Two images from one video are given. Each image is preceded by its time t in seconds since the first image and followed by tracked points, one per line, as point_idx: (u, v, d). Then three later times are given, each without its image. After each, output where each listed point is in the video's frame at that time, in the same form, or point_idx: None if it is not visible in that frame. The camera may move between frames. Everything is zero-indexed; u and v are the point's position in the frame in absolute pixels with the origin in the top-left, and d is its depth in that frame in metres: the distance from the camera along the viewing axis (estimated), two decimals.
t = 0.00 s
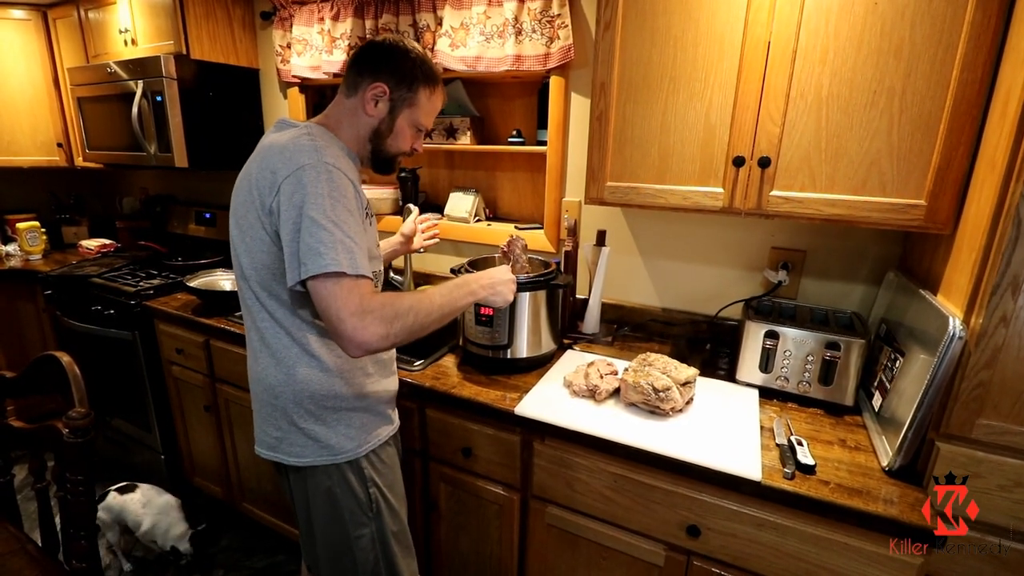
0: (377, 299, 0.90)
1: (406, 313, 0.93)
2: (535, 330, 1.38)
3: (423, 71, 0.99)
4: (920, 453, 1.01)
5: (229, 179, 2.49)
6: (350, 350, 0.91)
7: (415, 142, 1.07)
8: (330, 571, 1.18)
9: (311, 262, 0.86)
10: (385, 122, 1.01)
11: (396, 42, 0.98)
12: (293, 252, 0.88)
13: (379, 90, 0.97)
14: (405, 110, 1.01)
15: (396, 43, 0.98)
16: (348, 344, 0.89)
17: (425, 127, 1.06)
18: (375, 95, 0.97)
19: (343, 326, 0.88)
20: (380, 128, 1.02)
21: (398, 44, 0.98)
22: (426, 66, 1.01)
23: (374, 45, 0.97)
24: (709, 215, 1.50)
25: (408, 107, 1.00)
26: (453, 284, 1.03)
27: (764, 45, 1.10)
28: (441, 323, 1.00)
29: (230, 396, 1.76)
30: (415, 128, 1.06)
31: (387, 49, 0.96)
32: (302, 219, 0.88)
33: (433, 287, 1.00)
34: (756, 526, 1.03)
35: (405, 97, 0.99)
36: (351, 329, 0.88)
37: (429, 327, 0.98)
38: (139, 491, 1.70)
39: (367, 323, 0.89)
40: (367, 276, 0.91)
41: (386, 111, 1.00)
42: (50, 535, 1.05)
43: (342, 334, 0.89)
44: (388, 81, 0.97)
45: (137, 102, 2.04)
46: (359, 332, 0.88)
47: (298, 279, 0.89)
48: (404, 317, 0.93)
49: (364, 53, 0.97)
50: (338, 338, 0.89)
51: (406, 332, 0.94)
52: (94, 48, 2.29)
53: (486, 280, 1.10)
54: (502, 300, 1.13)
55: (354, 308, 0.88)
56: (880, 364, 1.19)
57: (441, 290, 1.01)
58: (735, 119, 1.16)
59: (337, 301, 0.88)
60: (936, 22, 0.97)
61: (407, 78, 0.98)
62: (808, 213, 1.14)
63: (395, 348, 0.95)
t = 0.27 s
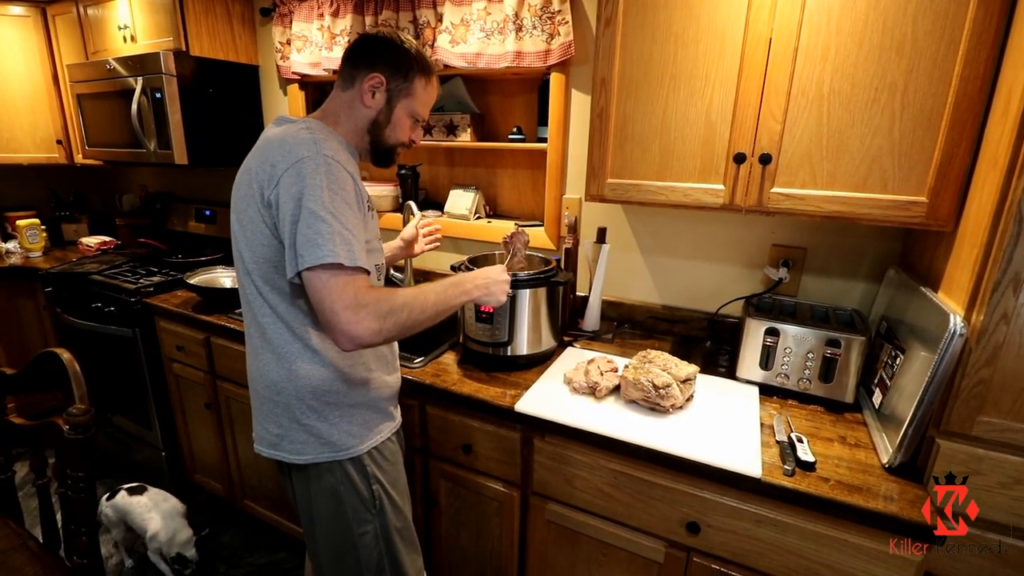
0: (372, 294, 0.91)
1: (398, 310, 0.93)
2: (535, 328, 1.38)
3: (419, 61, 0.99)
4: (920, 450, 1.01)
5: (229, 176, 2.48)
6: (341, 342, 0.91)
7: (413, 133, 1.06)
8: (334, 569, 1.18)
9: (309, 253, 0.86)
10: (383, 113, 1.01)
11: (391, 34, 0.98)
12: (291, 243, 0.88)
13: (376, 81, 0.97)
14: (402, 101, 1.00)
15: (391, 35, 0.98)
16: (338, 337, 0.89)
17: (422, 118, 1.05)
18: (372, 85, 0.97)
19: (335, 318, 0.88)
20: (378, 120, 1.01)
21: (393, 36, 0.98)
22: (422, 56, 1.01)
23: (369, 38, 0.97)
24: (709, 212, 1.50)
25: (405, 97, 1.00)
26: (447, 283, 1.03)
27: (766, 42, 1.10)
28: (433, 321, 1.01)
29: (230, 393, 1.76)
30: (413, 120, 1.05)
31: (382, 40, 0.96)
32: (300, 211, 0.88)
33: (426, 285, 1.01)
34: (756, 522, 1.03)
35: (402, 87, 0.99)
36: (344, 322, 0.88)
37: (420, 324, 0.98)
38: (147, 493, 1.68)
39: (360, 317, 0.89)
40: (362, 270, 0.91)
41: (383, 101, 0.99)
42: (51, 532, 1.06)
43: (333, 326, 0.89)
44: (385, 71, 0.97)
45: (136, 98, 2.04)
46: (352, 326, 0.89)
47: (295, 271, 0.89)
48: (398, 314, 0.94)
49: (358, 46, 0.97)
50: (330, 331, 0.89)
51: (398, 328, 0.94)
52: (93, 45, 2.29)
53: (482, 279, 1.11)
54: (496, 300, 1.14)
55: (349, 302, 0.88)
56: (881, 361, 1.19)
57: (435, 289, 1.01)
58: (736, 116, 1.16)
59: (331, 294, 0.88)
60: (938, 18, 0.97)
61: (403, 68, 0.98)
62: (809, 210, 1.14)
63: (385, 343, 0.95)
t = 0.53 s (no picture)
0: (358, 299, 0.91)
1: (381, 319, 0.93)
2: (535, 326, 1.38)
3: (412, 49, 0.98)
4: (920, 450, 1.01)
5: (230, 174, 2.48)
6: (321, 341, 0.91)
7: (412, 124, 1.05)
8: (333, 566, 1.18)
9: (300, 254, 0.86)
10: (378, 105, 1.00)
11: (382, 25, 0.98)
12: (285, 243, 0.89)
13: (368, 72, 0.96)
14: (397, 92, 0.99)
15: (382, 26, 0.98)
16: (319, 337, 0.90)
17: (419, 108, 1.04)
18: (364, 77, 0.96)
19: (318, 318, 0.88)
20: (374, 112, 1.01)
21: (385, 27, 0.97)
22: (415, 44, 0.99)
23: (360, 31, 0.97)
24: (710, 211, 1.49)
25: (399, 87, 0.99)
26: (432, 293, 1.03)
27: (767, 40, 1.10)
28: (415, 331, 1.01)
29: (230, 391, 1.76)
30: (411, 111, 1.04)
31: (372, 32, 0.96)
32: (294, 211, 0.88)
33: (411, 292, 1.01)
34: (755, 521, 1.03)
35: (395, 77, 0.98)
36: (328, 325, 0.88)
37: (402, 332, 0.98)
38: (149, 505, 1.66)
39: (343, 322, 0.89)
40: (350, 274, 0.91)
41: (377, 93, 0.99)
42: (51, 529, 1.06)
43: (316, 326, 0.89)
44: (376, 62, 0.96)
45: (136, 96, 2.04)
46: (334, 330, 0.89)
47: (285, 269, 0.89)
48: (382, 321, 0.94)
49: (350, 41, 0.97)
50: (313, 331, 0.89)
51: (379, 336, 0.94)
52: (93, 42, 2.28)
53: (467, 288, 1.12)
54: (479, 310, 1.14)
55: (334, 306, 0.89)
56: (881, 360, 1.19)
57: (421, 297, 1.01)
58: (737, 115, 1.16)
59: (318, 296, 0.88)
60: (939, 17, 0.96)
61: (395, 57, 0.97)
62: (810, 209, 1.14)
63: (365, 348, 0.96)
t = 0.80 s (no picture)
0: (347, 309, 0.91)
1: (370, 327, 0.94)
2: (535, 326, 1.38)
3: (399, 35, 0.96)
4: (920, 451, 1.01)
5: (230, 172, 2.48)
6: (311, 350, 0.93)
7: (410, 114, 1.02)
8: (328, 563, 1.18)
9: (290, 261, 0.86)
10: (371, 98, 0.99)
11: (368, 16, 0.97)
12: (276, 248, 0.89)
13: (357, 66, 0.96)
14: (389, 82, 0.98)
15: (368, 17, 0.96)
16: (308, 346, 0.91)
17: (415, 96, 1.01)
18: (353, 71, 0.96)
19: (308, 328, 0.89)
20: (368, 106, 0.99)
21: (371, 17, 0.96)
22: (403, 30, 0.97)
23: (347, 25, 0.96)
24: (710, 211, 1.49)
25: (390, 77, 0.97)
26: (421, 298, 1.04)
27: (769, 40, 1.09)
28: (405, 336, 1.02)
29: (230, 389, 1.76)
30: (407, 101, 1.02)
31: (358, 24, 0.95)
32: (286, 217, 0.88)
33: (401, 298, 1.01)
34: (755, 522, 1.03)
35: (385, 67, 0.96)
36: (316, 334, 0.89)
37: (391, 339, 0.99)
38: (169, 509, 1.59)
39: (331, 332, 0.90)
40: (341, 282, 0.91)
41: (368, 85, 0.98)
42: (50, 527, 1.06)
43: (306, 336, 0.90)
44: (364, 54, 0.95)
45: (137, 93, 2.03)
46: (322, 339, 0.90)
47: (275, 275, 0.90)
48: (370, 330, 0.94)
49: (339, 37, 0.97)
50: (302, 340, 0.90)
51: (368, 343, 0.95)
52: (93, 40, 2.28)
53: (455, 293, 1.11)
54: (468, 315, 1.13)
55: (322, 315, 0.89)
56: (881, 362, 1.18)
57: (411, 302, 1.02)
58: (739, 115, 1.16)
59: (308, 304, 0.89)
60: (942, 17, 0.96)
61: (383, 46, 0.95)
62: (811, 210, 1.14)
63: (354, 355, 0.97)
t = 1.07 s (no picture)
0: (353, 320, 0.92)
1: (376, 336, 0.95)
2: (535, 325, 1.38)
3: (384, 21, 0.93)
4: (920, 452, 1.01)
5: (230, 170, 2.48)
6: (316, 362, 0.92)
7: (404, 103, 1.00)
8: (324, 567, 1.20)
9: (288, 274, 0.87)
10: (361, 90, 0.97)
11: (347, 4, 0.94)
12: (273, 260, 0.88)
13: (342, 58, 0.93)
14: (378, 72, 0.95)
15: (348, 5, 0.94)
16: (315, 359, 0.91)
17: (408, 83, 0.99)
18: (339, 64, 0.94)
19: (315, 342, 0.89)
20: (360, 99, 0.98)
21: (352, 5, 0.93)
22: (387, 15, 0.94)
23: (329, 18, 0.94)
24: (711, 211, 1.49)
25: (378, 67, 0.95)
26: (423, 302, 1.05)
27: (770, 40, 1.09)
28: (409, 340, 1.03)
29: (230, 387, 1.76)
30: (401, 91, 0.99)
31: (339, 15, 0.92)
32: (281, 228, 0.87)
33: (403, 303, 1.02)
34: (755, 522, 1.03)
35: (372, 57, 0.94)
36: (324, 347, 0.90)
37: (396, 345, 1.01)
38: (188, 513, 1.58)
39: (339, 344, 0.91)
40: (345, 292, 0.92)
41: (357, 77, 0.96)
42: (50, 524, 1.06)
43: (313, 350, 0.90)
44: (348, 45, 0.93)
45: (138, 92, 2.03)
46: (330, 352, 0.90)
47: (274, 288, 0.90)
48: (377, 339, 0.95)
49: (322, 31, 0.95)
50: (308, 353, 0.90)
51: (375, 351, 0.96)
52: (94, 38, 2.28)
53: (454, 296, 1.13)
54: (465, 317, 1.16)
55: (329, 327, 0.89)
56: (881, 362, 1.18)
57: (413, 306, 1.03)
58: (740, 115, 1.16)
59: (313, 317, 0.89)
60: (943, 18, 0.96)
61: (368, 35, 0.93)
62: (811, 210, 1.14)
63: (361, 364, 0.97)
